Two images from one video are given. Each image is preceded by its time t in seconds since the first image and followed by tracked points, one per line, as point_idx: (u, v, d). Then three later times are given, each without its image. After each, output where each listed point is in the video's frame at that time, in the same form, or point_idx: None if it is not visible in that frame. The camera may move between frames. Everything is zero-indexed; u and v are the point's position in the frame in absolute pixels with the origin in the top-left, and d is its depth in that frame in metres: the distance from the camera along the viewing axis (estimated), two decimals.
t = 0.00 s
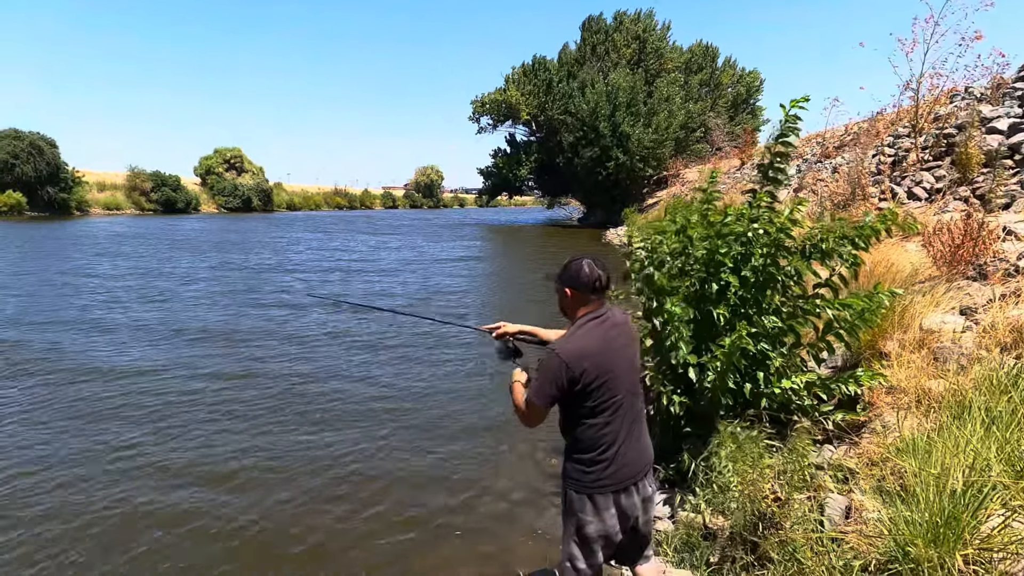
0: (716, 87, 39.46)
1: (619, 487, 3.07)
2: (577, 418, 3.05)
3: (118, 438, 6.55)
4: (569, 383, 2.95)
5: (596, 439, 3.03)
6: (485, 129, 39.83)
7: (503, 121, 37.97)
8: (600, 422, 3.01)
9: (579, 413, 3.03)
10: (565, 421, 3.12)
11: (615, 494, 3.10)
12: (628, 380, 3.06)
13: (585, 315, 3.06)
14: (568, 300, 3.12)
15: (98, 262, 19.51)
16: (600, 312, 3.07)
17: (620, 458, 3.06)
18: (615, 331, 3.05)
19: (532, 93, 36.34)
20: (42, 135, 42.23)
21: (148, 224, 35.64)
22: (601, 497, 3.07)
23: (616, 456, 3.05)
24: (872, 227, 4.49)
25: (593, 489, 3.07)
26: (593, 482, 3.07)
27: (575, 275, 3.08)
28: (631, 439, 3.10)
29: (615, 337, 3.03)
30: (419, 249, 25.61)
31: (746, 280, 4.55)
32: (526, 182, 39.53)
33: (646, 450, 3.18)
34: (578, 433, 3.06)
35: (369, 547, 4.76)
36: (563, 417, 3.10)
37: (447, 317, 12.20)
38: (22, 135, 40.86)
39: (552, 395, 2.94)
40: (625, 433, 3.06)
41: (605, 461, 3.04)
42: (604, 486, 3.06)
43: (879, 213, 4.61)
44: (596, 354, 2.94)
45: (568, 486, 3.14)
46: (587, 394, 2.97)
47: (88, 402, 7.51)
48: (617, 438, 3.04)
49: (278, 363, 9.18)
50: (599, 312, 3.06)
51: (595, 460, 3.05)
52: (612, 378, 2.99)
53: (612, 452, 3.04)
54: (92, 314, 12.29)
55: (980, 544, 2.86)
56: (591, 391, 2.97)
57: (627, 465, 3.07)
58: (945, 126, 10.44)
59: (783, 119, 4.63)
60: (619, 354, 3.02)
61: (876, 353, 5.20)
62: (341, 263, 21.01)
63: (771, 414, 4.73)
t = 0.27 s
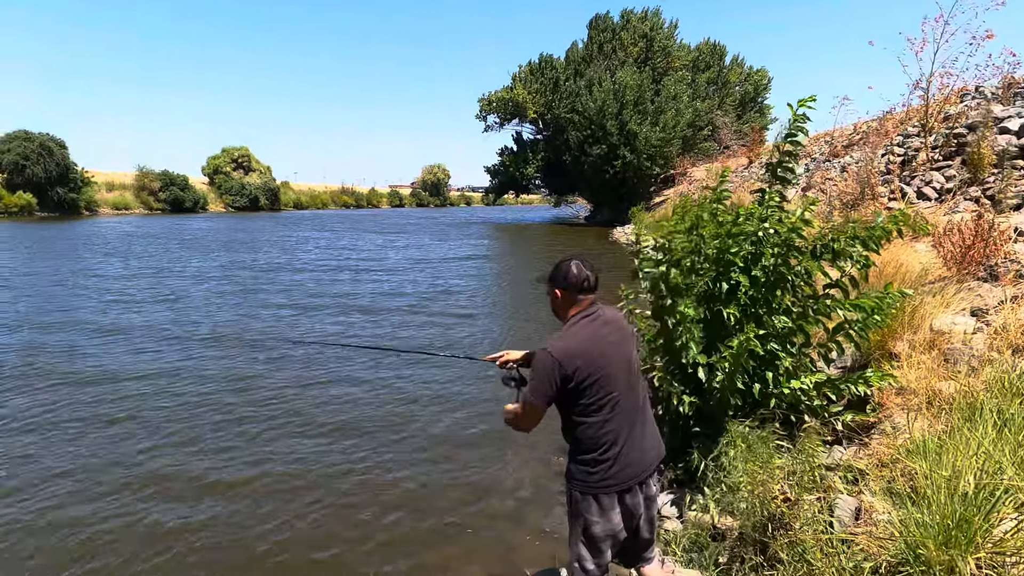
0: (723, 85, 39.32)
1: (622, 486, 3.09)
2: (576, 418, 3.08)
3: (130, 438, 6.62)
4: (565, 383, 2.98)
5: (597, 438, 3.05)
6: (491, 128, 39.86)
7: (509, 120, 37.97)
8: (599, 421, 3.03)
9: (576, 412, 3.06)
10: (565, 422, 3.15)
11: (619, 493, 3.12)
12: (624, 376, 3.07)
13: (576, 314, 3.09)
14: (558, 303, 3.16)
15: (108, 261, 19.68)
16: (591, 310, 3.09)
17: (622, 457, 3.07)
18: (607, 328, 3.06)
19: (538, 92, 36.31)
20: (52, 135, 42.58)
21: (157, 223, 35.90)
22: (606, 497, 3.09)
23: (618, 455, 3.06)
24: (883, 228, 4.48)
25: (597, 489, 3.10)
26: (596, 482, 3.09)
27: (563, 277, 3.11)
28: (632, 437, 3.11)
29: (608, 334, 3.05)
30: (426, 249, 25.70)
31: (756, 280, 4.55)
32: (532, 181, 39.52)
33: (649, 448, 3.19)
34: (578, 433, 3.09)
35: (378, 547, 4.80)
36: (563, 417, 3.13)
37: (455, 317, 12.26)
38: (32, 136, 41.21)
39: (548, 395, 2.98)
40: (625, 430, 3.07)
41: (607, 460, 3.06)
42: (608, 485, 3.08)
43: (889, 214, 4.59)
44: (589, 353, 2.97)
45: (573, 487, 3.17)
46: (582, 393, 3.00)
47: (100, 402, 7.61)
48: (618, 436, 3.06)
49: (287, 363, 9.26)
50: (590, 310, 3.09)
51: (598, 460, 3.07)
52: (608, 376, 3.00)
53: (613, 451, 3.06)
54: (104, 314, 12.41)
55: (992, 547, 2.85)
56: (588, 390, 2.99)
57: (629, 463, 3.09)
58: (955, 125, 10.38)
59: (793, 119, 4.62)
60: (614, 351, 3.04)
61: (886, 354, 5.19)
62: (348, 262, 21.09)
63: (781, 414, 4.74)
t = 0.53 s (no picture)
0: (744, 72, 38.70)
1: (631, 473, 3.05)
2: (584, 404, 3.04)
3: (153, 422, 6.73)
4: (573, 369, 2.94)
5: (605, 425, 3.01)
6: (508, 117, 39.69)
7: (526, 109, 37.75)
8: (608, 407, 2.99)
9: (584, 398, 3.02)
10: (573, 408, 3.11)
11: (628, 480, 3.08)
12: (633, 363, 3.02)
13: (584, 301, 3.05)
14: (567, 290, 3.12)
15: (131, 250, 19.99)
16: (600, 297, 3.05)
17: (631, 444, 3.03)
18: (616, 314, 3.02)
19: (556, 80, 36.03)
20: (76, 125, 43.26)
21: (179, 211, 36.37)
22: (615, 484, 3.05)
23: (626, 441, 3.03)
24: (909, 213, 4.37)
25: (605, 475, 3.06)
26: (604, 469, 3.05)
27: (572, 264, 3.07)
28: (641, 424, 3.07)
29: (617, 320, 3.00)
30: (442, 238, 25.73)
31: (777, 268, 4.48)
32: (549, 171, 39.34)
33: (658, 435, 3.15)
34: (586, 420, 3.05)
35: (396, 532, 4.84)
36: (571, 405, 3.09)
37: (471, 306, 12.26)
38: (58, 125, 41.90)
39: (555, 382, 2.94)
40: (634, 417, 3.03)
41: (615, 447, 3.02)
42: (616, 472, 3.04)
43: (916, 199, 4.47)
44: (598, 339, 2.93)
45: (581, 473, 3.13)
46: (591, 379, 2.96)
47: (123, 387, 7.73)
48: (627, 423, 3.02)
49: (305, 351, 9.33)
50: (598, 297, 3.05)
51: (606, 447, 3.03)
52: (616, 362, 2.96)
53: (622, 437, 3.02)
54: (127, 301, 12.61)
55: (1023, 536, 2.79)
56: (596, 376, 2.95)
57: (638, 450, 3.05)
58: (987, 108, 10.09)
59: (817, 103, 4.48)
60: (623, 337, 2.99)
61: (910, 342, 5.09)
62: (365, 251, 21.19)
63: (800, 403, 4.66)
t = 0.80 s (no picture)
0: (756, 64, 38.34)
1: (638, 465, 3.04)
2: (592, 397, 3.02)
3: (165, 414, 6.79)
4: (583, 361, 2.93)
5: (613, 417, 3.00)
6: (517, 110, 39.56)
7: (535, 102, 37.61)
8: (616, 400, 2.98)
9: (593, 391, 3.01)
10: (581, 401, 3.10)
11: (635, 471, 3.07)
12: (642, 356, 3.02)
13: (595, 294, 3.04)
14: (578, 281, 3.11)
15: (143, 243, 20.14)
16: (610, 289, 3.04)
17: (638, 436, 3.03)
18: (626, 307, 3.02)
19: (565, 73, 35.85)
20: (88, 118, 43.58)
21: (189, 205, 36.63)
22: (622, 475, 3.04)
23: (634, 433, 3.02)
24: (922, 206, 4.32)
25: (612, 467, 3.04)
26: (612, 460, 3.04)
27: (584, 254, 3.05)
28: (648, 416, 3.07)
29: (627, 314, 3.00)
30: (451, 231, 25.74)
31: (787, 261, 4.44)
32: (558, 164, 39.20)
33: (664, 427, 3.15)
34: (594, 412, 3.04)
35: (405, 523, 4.87)
36: (578, 397, 3.08)
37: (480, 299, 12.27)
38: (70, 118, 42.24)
39: (565, 374, 2.92)
40: (642, 409, 3.03)
41: (623, 438, 3.01)
42: (624, 463, 3.03)
43: (930, 191, 4.42)
44: (608, 332, 2.91)
45: (588, 466, 3.12)
46: (600, 372, 2.94)
47: (135, 379, 7.79)
48: (635, 415, 3.01)
49: (315, 345, 9.37)
50: (608, 290, 3.04)
51: (614, 439, 3.02)
52: (626, 355, 2.95)
53: (630, 429, 3.01)
54: (139, 294, 12.71)
55: None
56: (606, 369, 2.94)
57: (645, 442, 3.04)
58: (1004, 98, 9.94)
59: (832, 94, 4.42)
60: (633, 330, 2.98)
61: (921, 335, 5.05)
62: (374, 245, 21.24)
63: (809, 397, 4.63)
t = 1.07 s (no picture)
0: (762, 66, 38.24)
1: (649, 466, 3.06)
2: (601, 399, 3.05)
3: (174, 415, 6.85)
4: (592, 364, 2.95)
5: (623, 419, 3.02)
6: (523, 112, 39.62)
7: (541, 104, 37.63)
8: (625, 401, 3.00)
9: (602, 393, 3.03)
10: (590, 404, 3.12)
11: (645, 473, 3.09)
12: (650, 357, 3.04)
13: (601, 296, 3.07)
14: (583, 284, 3.15)
15: (151, 245, 20.29)
16: (616, 291, 3.07)
17: (648, 437, 3.05)
18: (633, 309, 3.04)
19: (571, 75, 35.84)
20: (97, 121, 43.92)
21: (197, 207, 36.86)
22: (633, 477, 3.06)
23: (644, 434, 3.04)
24: (929, 209, 4.32)
25: (623, 469, 3.06)
26: (622, 462, 3.06)
27: (588, 257, 3.09)
28: (658, 417, 3.09)
29: (634, 316, 3.02)
30: (457, 233, 25.81)
31: (794, 263, 4.45)
32: (564, 166, 39.22)
33: (673, 427, 3.17)
34: (603, 415, 3.06)
35: (413, 524, 4.90)
36: (587, 400, 3.10)
37: (486, 302, 12.33)
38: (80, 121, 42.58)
39: (574, 377, 2.95)
40: (651, 410, 3.05)
41: (633, 440, 3.03)
42: (635, 465, 3.05)
43: (938, 194, 4.41)
44: (616, 334, 2.94)
45: (599, 468, 3.14)
46: (609, 374, 2.97)
47: (144, 382, 7.87)
48: (644, 416, 3.03)
49: (322, 347, 9.44)
50: (615, 292, 3.06)
51: (624, 440, 3.04)
52: (634, 357, 2.98)
53: (640, 431, 3.03)
54: (147, 297, 12.81)
55: None
56: (615, 371, 2.97)
57: (656, 442, 3.06)
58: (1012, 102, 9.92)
59: (841, 97, 4.43)
60: (640, 332, 3.01)
61: (929, 338, 5.04)
62: (380, 247, 21.31)
63: (816, 399, 4.64)
